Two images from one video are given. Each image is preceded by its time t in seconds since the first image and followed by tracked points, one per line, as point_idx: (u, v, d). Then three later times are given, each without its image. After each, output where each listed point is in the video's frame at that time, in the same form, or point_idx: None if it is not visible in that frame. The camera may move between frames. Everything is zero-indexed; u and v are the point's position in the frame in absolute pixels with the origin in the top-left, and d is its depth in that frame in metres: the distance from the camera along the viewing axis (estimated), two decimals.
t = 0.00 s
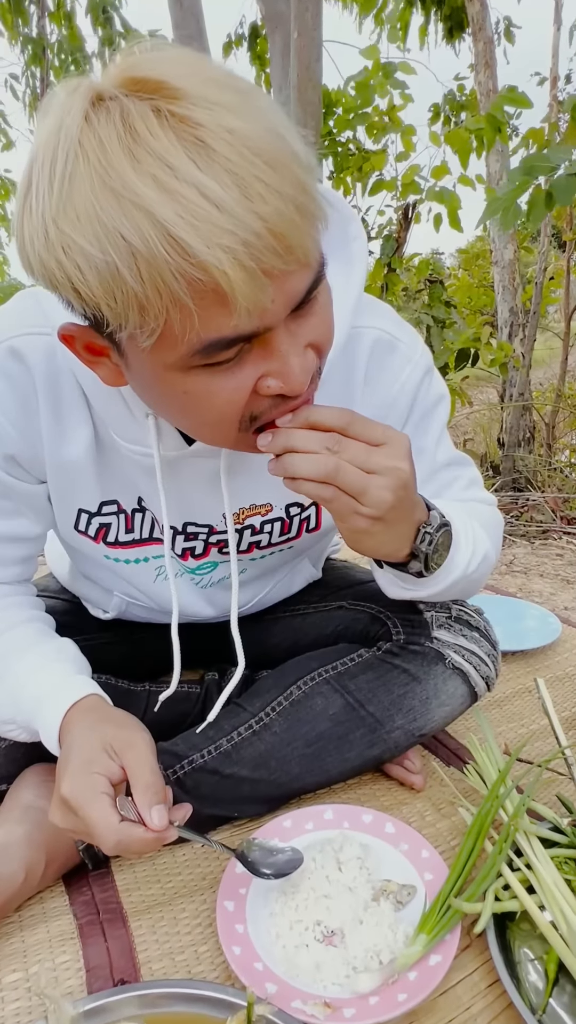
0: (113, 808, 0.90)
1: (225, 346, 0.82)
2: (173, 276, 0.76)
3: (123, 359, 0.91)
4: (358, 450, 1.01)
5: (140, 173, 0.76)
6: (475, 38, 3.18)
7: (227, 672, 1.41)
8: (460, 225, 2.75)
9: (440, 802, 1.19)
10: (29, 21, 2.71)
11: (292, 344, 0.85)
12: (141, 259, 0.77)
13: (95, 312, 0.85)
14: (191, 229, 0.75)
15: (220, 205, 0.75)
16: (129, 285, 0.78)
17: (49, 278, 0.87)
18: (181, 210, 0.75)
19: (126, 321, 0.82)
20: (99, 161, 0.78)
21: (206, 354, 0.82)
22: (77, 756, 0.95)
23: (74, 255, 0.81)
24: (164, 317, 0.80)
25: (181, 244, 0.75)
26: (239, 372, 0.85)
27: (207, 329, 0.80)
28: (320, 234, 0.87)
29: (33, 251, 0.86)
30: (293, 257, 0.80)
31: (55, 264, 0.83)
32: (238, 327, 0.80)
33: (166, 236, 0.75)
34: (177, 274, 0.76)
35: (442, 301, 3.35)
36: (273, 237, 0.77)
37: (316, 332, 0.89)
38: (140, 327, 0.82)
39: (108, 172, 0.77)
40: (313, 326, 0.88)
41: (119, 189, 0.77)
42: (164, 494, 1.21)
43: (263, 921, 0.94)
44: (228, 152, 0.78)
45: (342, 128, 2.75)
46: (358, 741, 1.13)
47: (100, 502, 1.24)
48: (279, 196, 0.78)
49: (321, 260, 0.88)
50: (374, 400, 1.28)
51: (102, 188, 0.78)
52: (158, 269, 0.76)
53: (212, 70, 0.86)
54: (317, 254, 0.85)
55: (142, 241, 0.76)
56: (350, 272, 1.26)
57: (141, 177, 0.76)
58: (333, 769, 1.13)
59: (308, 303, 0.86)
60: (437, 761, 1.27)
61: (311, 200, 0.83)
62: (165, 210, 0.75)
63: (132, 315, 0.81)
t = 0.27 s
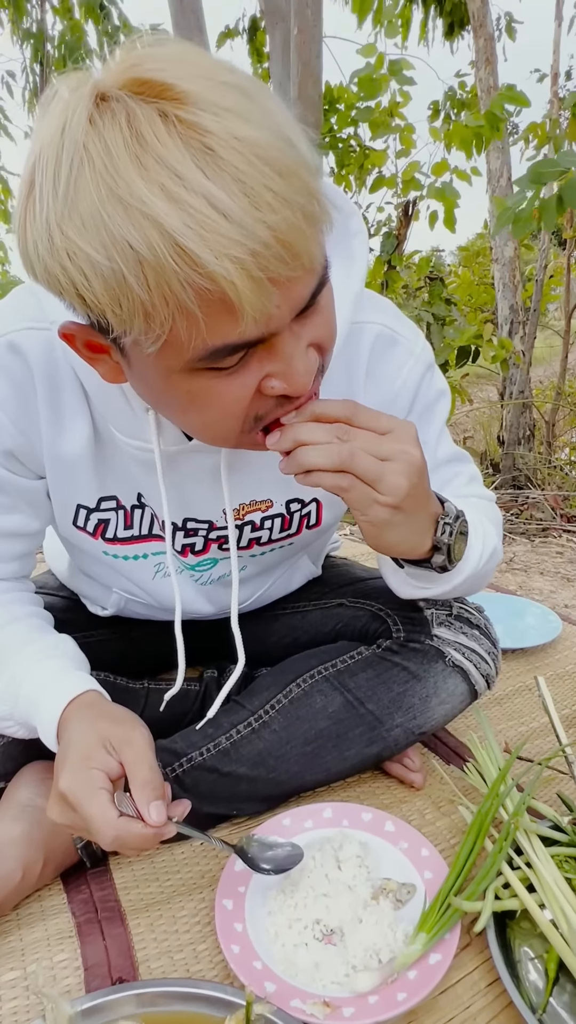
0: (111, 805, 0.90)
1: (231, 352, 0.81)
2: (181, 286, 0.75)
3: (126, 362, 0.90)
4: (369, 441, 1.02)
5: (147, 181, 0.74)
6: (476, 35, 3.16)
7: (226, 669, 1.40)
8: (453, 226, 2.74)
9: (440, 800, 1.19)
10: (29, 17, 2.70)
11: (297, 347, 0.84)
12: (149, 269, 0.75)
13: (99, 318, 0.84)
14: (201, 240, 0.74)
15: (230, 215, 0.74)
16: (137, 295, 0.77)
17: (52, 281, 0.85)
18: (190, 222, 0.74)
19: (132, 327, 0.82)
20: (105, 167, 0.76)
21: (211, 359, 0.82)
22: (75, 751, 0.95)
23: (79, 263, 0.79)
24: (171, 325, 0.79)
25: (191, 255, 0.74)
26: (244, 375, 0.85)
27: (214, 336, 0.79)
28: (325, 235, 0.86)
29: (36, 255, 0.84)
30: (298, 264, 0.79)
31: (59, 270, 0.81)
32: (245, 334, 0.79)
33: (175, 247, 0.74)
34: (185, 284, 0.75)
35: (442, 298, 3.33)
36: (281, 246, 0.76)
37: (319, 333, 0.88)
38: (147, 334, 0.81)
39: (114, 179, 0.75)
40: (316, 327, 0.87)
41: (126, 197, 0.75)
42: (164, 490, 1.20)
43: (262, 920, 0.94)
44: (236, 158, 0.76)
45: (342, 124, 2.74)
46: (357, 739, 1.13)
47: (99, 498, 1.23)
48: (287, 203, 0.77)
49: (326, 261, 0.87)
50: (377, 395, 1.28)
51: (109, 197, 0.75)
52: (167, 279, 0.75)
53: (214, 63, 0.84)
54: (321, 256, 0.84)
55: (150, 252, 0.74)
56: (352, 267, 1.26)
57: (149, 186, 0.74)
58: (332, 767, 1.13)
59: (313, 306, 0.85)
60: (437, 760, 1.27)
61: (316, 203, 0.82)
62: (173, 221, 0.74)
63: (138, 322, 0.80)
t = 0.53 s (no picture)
0: (109, 801, 0.90)
1: (210, 333, 0.81)
2: (155, 260, 0.75)
3: (110, 343, 0.91)
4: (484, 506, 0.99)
5: (123, 155, 0.75)
6: (474, 33, 3.16)
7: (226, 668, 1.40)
8: (453, 225, 2.74)
9: (441, 797, 1.19)
10: (28, 16, 2.69)
11: (279, 332, 0.84)
12: (124, 243, 0.76)
13: (82, 295, 0.85)
14: (175, 214, 0.74)
15: (203, 189, 0.74)
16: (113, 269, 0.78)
17: (38, 259, 0.86)
18: (164, 195, 0.74)
19: (112, 303, 0.82)
20: (86, 144, 0.77)
21: (191, 339, 0.82)
22: (74, 749, 0.95)
23: (59, 237, 0.80)
24: (147, 301, 0.79)
25: (164, 228, 0.74)
26: (225, 358, 0.85)
27: (191, 315, 0.79)
28: (313, 224, 0.86)
29: (21, 234, 0.85)
30: (279, 248, 0.78)
31: (43, 246, 0.83)
32: (221, 314, 0.79)
33: (148, 220, 0.74)
34: (159, 258, 0.75)
35: (441, 298, 3.29)
36: (260, 226, 0.76)
37: (305, 323, 0.88)
38: (126, 310, 0.82)
39: (93, 155, 0.76)
40: (301, 313, 0.87)
41: (104, 171, 0.76)
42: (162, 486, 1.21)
43: (263, 917, 0.94)
44: (216, 136, 0.76)
45: (341, 123, 2.74)
46: (358, 737, 1.13)
47: (98, 495, 1.23)
48: (268, 185, 0.77)
49: (313, 249, 0.86)
50: (377, 394, 1.27)
51: (88, 172, 0.77)
52: (140, 252, 0.76)
53: (208, 59, 0.84)
54: (307, 245, 0.84)
55: (125, 225, 0.75)
56: (351, 267, 1.26)
57: (126, 160, 0.75)
58: (333, 765, 1.14)
59: (298, 292, 0.85)
60: (437, 758, 1.27)
61: (301, 188, 0.81)
62: (148, 193, 0.74)
63: (117, 298, 0.81)
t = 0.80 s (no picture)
0: (106, 799, 0.91)
1: (197, 311, 0.81)
2: (143, 233, 0.76)
3: (100, 325, 0.91)
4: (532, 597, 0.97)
5: (113, 129, 0.76)
6: (471, 33, 3.17)
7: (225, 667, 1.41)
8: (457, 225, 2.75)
9: (440, 796, 1.19)
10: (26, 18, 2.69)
11: (267, 315, 0.84)
12: (113, 217, 0.76)
13: (71, 273, 0.85)
14: (164, 188, 0.74)
15: (192, 164, 0.75)
16: (101, 243, 0.78)
17: (27, 237, 0.86)
18: (152, 169, 0.75)
19: (99, 280, 0.83)
20: (77, 120, 0.78)
21: (178, 318, 0.82)
22: (72, 747, 0.96)
23: (48, 211, 0.80)
24: (135, 277, 0.79)
25: (151, 201, 0.75)
26: (213, 338, 0.85)
27: (179, 291, 0.79)
28: (302, 210, 0.87)
29: (12, 211, 0.85)
30: (266, 227, 0.79)
31: (31, 222, 0.83)
32: (210, 291, 0.79)
33: (137, 194, 0.75)
34: (147, 233, 0.76)
35: (439, 298, 3.32)
36: (247, 203, 0.76)
37: (294, 309, 0.88)
38: (114, 287, 0.82)
39: (84, 129, 0.77)
40: (290, 299, 0.88)
41: (94, 145, 0.76)
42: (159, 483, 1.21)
43: (264, 917, 0.95)
44: (204, 114, 0.77)
45: (339, 125, 2.74)
46: (357, 735, 1.14)
47: (96, 493, 1.24)
48: (255, 163, 0.78)
49: (302, 234, 0.87)
50: (372, 390, 1.27)
51: (79, 146, 0.77)
52: (128, 226, 0.76)
53: (205, 53, 0.85)
54: (296, 228, 0.84)
55: (114, 199, 0.76)
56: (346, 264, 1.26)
57: (115, 134, 0.76)
58: (332, 764, 1.14)
59: (286, 277, 0.86)
60: (436, 756, 1.27)
61: (291, 172, 0.82)
62: (136, 168, 0.75)
63: (105, 276, 0.81)
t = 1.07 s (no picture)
0: (110, 798, 0.91)
1: (199, 305, 0.82)
2: (145, 226, 0.77)
3: (103, 322, 0.92)
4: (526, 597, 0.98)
5: (116, 125, 0.77)
6: (468, 36, 3.18)
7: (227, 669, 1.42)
8: (448, 230, 2.76)
9: (440, 797, 1.20)
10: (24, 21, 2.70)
11: (268, 310, 0.85)
12: (116, 210, 0.77)
13: (75, 268, 0.86)
14: (166, 181, 0.75)
15: (193, 157, 0.76)
16: (104, 236, 0.79)
17: (32, 233, 0.87)
18: (154, 163, 0.76)
19: (103, 275, 0.83)
20: (81, 117, 0.79)
21: (180, 311, 0.83)
22: (75, 747, 0.96)
23: (53, 205, 0.81)
24: (137, 270, 0.80)
25: (154, 194, 0.75)
26: (214, 333, 0.86)
27: (181, 284, 0.80)
28: (301, 207, 0.88)
29: (17, 207, 0.86)
30: (267, 222, 0.80)
31: (36, 217, 0.84)
32: (211, 283, 0.80)
33: (140, 186, 0.76)
34: (150, 225, 0.76)
35: (437, 300, 3.33)
36: (247, 197, 0.77)
37: (292, 306, 0.89)
38: (117, 281, 0.83)
39: (88, 126, 0.78)
40: (289, 297, 0.89)
41: (98, 141, 0.77)
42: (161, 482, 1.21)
43: (266, 917, 0.95)
44: (204, 109, 0.78)
45: (337, 127, 2.75)
46: (358, 735, 1.15)
47: (97, 495, 1.24)
48: (254, 157, 0.78)
49: (301, 232, 0.88)
50: (371, 391, 1.28)
51: (83, 142, 0.78)
52: (131, 219, 0.77)
53: (206, 56, 0.85)
54: (295, 224, 0.85)
55: (117, 193, 0.76)
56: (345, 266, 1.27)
57: (118, 130, 0.77)
58: (334, 764, 1.15)
59: (286, 273, 0.87)
60: (436, 757, 1.28)
61: (291, 169, 0.83)
62: (139, 162, 0.76)
63: (108, 270, 0.82)
